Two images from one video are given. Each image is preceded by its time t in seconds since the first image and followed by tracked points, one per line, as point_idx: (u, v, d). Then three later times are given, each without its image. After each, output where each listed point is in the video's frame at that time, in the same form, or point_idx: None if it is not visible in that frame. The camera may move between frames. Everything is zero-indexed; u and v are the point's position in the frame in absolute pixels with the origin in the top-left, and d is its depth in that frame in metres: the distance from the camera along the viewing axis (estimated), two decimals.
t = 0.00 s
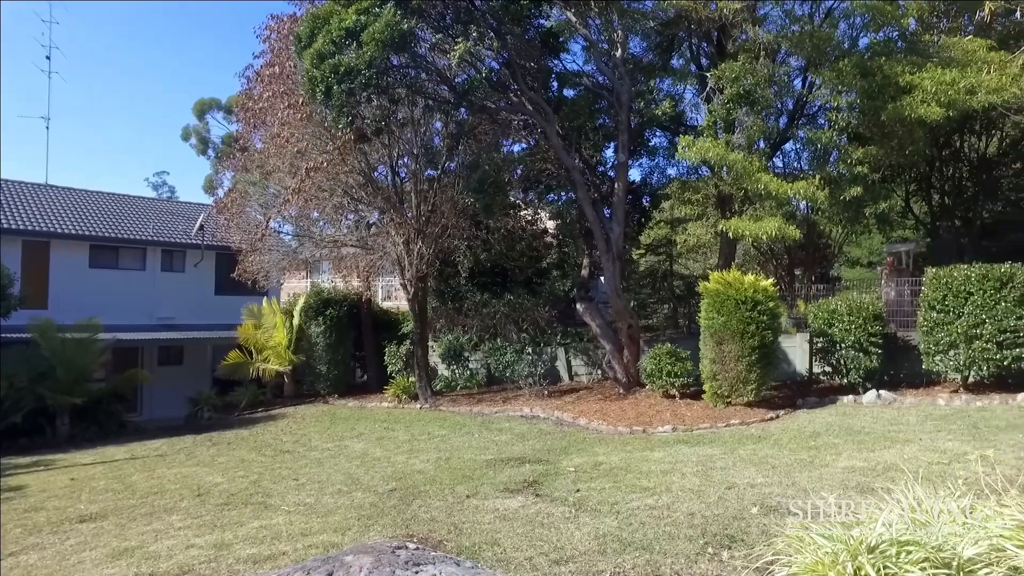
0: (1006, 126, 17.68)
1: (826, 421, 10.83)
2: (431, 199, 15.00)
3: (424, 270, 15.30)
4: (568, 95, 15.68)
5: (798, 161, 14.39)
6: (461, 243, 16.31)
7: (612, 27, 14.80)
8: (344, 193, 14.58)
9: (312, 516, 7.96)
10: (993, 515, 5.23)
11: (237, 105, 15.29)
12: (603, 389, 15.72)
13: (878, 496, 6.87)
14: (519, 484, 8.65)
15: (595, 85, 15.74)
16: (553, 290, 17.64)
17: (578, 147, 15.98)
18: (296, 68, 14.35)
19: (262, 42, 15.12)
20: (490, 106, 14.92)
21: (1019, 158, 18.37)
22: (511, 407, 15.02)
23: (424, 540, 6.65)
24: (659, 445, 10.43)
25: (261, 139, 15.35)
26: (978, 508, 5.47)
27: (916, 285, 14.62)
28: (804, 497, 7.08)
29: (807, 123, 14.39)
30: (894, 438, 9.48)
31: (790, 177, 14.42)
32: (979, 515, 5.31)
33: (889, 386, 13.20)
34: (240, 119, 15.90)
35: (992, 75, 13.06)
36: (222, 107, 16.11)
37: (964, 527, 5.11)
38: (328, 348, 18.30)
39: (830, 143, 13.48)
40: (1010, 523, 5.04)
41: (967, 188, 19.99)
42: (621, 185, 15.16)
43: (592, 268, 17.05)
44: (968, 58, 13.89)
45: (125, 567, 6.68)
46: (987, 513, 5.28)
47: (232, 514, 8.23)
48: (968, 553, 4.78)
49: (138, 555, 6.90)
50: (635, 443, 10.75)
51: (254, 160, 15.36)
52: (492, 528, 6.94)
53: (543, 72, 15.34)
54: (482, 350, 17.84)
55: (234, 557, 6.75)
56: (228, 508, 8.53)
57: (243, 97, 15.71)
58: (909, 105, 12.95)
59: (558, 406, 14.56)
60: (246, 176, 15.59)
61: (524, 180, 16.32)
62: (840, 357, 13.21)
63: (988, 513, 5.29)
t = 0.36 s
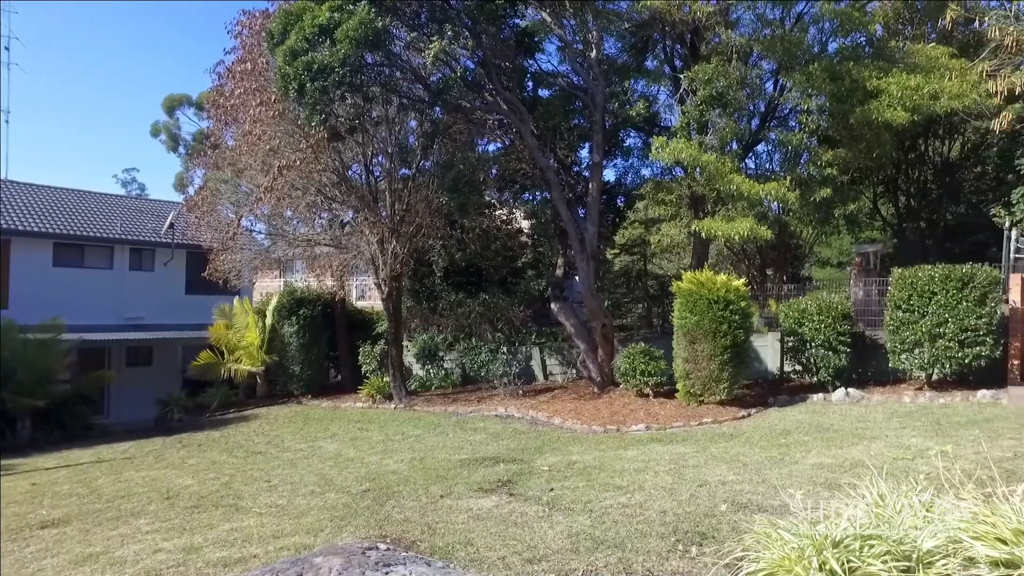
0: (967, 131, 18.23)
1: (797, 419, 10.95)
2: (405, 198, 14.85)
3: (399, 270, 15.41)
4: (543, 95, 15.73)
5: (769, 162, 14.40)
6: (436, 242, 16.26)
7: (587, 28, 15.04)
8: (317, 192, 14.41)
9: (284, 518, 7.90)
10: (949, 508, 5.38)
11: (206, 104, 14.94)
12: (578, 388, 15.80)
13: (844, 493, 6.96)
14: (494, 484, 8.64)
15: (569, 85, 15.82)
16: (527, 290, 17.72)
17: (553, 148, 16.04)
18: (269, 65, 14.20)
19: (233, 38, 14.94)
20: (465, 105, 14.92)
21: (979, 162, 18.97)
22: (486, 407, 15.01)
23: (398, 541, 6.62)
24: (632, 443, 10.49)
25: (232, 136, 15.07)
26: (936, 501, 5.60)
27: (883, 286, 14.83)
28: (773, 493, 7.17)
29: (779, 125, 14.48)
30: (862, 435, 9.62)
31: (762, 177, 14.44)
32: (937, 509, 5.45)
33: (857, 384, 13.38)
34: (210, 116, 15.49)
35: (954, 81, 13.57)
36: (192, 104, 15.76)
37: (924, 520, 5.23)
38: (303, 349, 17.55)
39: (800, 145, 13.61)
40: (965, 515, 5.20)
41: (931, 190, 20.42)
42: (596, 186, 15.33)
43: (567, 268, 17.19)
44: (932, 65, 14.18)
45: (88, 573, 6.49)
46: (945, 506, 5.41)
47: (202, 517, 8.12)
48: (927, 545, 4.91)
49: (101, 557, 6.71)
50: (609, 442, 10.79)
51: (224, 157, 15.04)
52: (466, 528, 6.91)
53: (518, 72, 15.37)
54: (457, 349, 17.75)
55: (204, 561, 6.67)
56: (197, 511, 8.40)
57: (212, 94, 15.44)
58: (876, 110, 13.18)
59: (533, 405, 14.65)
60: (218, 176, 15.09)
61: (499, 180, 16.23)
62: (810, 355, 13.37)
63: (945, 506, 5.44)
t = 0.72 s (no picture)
0: (930, 135, 18.65)
1: (768, 417, 11.07)
2: (379, 198, 14.90)
3: (372, 269, 15.28)
4: (517, 94, 15.70)
5: (741, 163, 14.52)
6: (409, 242, 16.20)
7: (562, 28, 15.09)
8: (290, 190, 14.31)
9: (255, 520, 7.83)
10: (909, 501, 5.47)
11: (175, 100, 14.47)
12: (552, 386, 15.92)
13: (811, 488, 7.06)
14: (467, 483, 8.64)
15: (543, 85, 15.87)
16: (501, 289, 17.78)
17: (527, 148, 16.07)
18: (239, 61, 14.06)
19: (203, 34, 14.74)
20: (438, 104, 14.82)
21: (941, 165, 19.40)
22: (460, 407, 14.99)
23: (371, 541, 6.60)
24: (605, 442, 10.54)
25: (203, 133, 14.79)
26: (897, 495, 5.69)
27: (852, 286, 14.99)
28: (743, 490, 7.23)
29: (750, 127, 14.66)
30: (829, 432, 9.75)
31: (732, 178, 14.57)
32: (897, 502, 5.53)
33: (826, 382, 13.56)
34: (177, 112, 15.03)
35: (917, 87, 13.81)
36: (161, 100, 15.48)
37: (886, 514, 5.32)
38: (274, 348, 17.17)
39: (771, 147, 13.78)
40: (923, 508, 5.32)
41: (896, 192, 20.76)
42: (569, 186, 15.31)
43: (541, 267, 17.21)
44: (896, 70, 14.30)
45: None
46: (904, 500, 5.49)
47: (171, 521, 8.00)
48: (888, 539, 4.98)
49: (63, 563, 6.13)
50: (583, 441, 10.83)
51: (193, 155, 14.80)
52: (439, 528, 6.90)
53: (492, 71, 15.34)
54: (431, 349, 17.67)
55: (172, 565, 6.59)
56: (165, 515, 8.27)
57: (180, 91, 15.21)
58: (843, 113, 13.36)
59: (506, 404, 14.67)
60: (185, 173, 14.99)
61: (473, 180, 16.20)
62: (780, 354, 13.52)
63: (906, 500, 5.53)
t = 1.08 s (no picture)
0: (896, 138, 19.03)
1: (738, 415, 11.17)
2: (352, 197, 14.76)
3: (345, 268, 15.13)
4: (491, 94, 15.76)
5: (712, 164, 14.68)
6: (382, 241, 16.06)
7: (536, 28, 15.08)
8: (261, 188, 14.15)
9: (224, 523, 7.75)
10: (872, 496, 5.55)
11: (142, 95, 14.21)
12: (525, 386, 15.90)
13: (780, 485, 7.13)
14: (440, 483, 8.62)
15: (518, 85, 15.95)
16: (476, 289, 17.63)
17: (500, 147, 16.05)
18: (209, 57, 13.82)
19: (172, 28, 14.48)
20: (412, 103, 14.80)
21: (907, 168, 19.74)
22: (433, 407, 14.94)
23: (343, 543, 6.55)
24: (578, 441, 10.57)
25: (171, 130, 14.44)
26: (861, 491, 5.78)
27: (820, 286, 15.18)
28: (714, 488, 7.29)
29: (722, 128, 14.83)
30: (798, 429, 9.86)
31: (704, 179, 14.70)
32: (861, 497, 5.61)
33: (795, 380, 13.72)
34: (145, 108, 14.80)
35: (882, 91, 13.99)
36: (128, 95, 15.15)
37: (848, 508, 5.41)
38: (246, 349, 17.36)
39: (742, 148, 13.93)
40: (886, 502, 5.40)
41: (864, 194, 21.05)
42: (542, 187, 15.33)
43: (515, 267, 17.17)
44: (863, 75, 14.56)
45: None
46: (867, 494, 5.58)
47: (137, 525, 7.88)
48: (849, 532, 5.09)
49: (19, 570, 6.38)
50: (556, 440, 10.86)
51: (161, 152, 14.52)
52: (411, 529, 6.86)
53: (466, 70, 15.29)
54: (405, 349, 17.70)
55: (138, 570, 6.50)
56: (131, 519, 8.14)
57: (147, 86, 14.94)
58: (812, 116, 13.48)
59: (480, 404, 14.60)
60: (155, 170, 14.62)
61: (447, 179, 16.15)
62: (751, 353, 13.66)
63: (869, 494, 5.60)
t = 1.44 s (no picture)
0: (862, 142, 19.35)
1: (708, 414, 11.27)
2: (324, 196, 14.73)
3: (315, 267, 15.01)
4: (465, 93, 15.70)
5: (684, 165, 14.73)
6: (354, 240, 15.98)
7: (508, 29, 15.01)
8: (231, 186, 13.99)
9: (191, 525, 7.66)
10: (834, 491, 5.66)
11: (106, 89, 13.82)
12: (497, 386, 15.88)
13: (747, 482, 7.21)
14: (412, 483, 8.59)
15: (490, 84, 15.96)
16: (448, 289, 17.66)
17: (473, 147, 16.01)
18: (176, 51, 13.58)
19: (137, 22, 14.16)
20: (384, 102, 14.72)
21: (872, 170, 20.04)
22: (404, 407, 14.87)
23: (313, 543, 6.51)
24: (550, 440, 10.59)
25: (138, 125, 14.18)
26: (824, 486, 5.87)
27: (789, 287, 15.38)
28: (682, 485, 7.35)
29: (693, 129, 14.90)
30: (765, 427, 9.98)
31: (676, 180, 14.79)
32: (824, 492, 5.70)
33: (764, 378, 13.90)
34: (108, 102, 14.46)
35: (848, 95, 14.17)
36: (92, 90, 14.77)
37: (812, 504, 5.48)
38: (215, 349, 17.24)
39: (712, 150, 14.05)
40: (848, 497, 5.49)
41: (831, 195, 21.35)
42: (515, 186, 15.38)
43: (488, 266, 17.22)
44: (830, 79, 14.61)
45: None
46: (830, 489, 5.67)
47: (102, 528, 7.76)
48: (812, 527, 5.16)
49: None
50: (528, 439, 10.88)
51: (126, 147, 14.22)
52: (381, 529, 6.83)
53: (439, 69, 15.23)
54: (377, 348, 17.53)
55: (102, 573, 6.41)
56: (96, 522, 8.00)
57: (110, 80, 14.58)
58: (780, 118, 13.73)
59: (452, 404, 14.56)
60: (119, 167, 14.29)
61: (419, 178, 16.09)
62: (720, 352, 13.77)
63: (832, 490, 5.70)
